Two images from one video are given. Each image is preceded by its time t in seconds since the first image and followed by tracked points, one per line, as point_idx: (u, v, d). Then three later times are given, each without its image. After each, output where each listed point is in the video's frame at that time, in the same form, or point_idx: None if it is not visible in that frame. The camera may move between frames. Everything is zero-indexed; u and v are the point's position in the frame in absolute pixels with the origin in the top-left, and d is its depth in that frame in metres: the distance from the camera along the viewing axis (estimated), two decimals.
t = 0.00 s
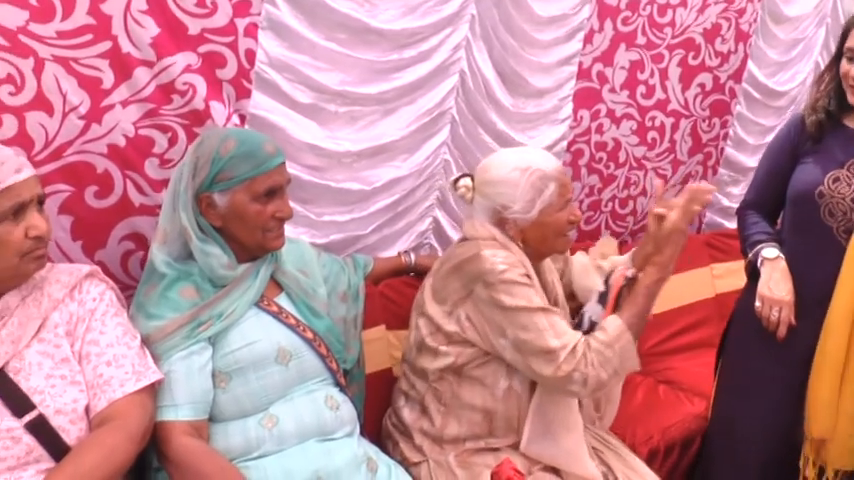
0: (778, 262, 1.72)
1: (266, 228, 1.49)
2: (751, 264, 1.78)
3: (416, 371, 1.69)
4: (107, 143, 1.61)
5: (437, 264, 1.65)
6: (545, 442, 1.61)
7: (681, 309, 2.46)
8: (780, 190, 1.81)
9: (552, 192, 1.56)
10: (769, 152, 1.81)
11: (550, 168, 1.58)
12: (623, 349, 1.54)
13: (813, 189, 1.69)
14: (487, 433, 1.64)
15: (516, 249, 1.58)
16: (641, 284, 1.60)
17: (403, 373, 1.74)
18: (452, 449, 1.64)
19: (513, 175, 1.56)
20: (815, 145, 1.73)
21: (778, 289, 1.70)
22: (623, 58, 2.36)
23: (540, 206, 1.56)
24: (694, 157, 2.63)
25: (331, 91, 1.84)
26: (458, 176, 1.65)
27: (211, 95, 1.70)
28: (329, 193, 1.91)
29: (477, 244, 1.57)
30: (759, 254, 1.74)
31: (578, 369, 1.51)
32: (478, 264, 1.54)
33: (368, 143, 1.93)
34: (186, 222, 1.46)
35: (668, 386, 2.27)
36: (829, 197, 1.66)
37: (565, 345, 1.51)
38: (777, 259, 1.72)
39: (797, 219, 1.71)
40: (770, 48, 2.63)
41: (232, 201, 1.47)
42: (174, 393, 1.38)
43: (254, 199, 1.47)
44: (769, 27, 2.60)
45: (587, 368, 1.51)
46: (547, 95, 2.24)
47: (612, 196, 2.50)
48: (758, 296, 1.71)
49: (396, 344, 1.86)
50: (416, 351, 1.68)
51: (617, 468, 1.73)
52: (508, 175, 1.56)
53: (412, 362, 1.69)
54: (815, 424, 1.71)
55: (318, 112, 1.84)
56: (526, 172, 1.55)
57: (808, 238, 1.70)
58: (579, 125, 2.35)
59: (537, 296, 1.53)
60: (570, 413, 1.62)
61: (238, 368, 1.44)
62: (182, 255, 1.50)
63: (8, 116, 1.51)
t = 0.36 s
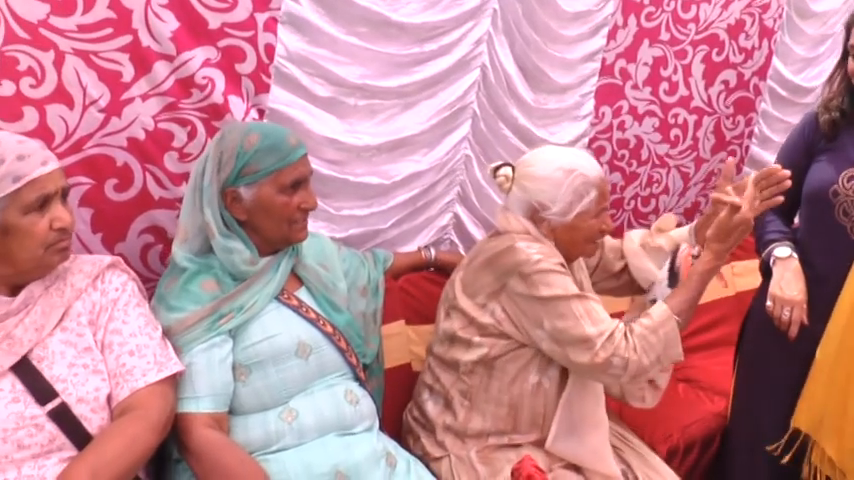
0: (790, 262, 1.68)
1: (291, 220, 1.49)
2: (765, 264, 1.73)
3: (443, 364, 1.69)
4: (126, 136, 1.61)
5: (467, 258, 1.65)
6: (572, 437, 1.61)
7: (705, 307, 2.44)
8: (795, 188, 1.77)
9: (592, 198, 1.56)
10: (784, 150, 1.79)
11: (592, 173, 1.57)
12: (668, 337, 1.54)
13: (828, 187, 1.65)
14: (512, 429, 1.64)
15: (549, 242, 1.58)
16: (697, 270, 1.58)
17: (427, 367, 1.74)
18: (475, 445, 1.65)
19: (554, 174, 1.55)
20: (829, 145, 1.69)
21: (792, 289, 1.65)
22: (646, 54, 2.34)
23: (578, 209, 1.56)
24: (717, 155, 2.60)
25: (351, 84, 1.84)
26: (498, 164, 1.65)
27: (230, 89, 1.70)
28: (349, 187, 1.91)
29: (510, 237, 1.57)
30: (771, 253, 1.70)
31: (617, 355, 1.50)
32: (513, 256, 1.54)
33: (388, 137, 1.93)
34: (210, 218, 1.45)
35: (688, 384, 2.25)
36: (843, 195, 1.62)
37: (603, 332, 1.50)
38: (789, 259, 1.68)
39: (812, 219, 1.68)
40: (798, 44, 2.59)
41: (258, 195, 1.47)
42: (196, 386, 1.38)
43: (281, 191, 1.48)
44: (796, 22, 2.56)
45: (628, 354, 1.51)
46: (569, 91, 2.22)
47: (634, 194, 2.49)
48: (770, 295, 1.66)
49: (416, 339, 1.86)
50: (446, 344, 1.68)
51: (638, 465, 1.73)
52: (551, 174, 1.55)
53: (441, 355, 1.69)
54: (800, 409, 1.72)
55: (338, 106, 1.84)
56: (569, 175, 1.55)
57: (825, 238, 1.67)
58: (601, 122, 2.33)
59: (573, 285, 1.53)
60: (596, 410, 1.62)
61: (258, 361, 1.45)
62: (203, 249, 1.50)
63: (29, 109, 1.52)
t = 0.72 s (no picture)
0: (804, 262, 1.64)
1: (313, 216, 1.50)
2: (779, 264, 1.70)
3: (459, 361, 1.69)
4: (146, 133, 1.62)
5: (483, 255, 1.65)
6: (589, 439, 1.59)
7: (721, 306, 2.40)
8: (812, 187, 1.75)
9: (606, 189, 1.55)
10: (802, 150, 1.77)
11: (606, 165, 1.56)
12: (682, 344, 1.51)
13: (845, 187, 1.61)
14: (528, 427, 1.64)
15: (565, 239, 1.57)
16: (716, 278, 1.54)
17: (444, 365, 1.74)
18: (490, 442, 1.65)
19: (567, 167, 1.55)
20: (844, 142, 1.66)
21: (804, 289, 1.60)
22: (669, 52, 2.32)
23: (592, 201, 1.54)
24: (738, 153, 2.58)
25: (371, 81, 1.84)
26: (512, 161, 1.64)
27: (249, 86, 1.70)
28: (367, 184, 1.91)
29: (525, 233, 1.56)
30: (786, 254, 1.67)
31: (627, 357, 1.49)
32: (527, 253, 1.54)
33: (407, 134, 1.93)
34: (233, 214, 1.46)
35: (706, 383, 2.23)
36: None
37: (614, 334, 1.49)
38: (803, 259, 1.64)
39: (832, 219, 1.63)
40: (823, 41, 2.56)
41: (281, 190, 1.47)
42: (216, 380, 1.39)
43: (303, 188, 1.48)
44: (821, 19, 2.53)
45: (639, 358, 1.49)
46: (592, 88, 2.21)
47: (656, 193, 2.47)
48: (783, 295, 1.62)
49: (434, 335, 1.86)
50: (462, 342, 1.67)
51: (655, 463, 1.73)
52: (564, 167, 1.55)
53: (456, 352, 1.69)
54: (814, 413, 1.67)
55: (357, 103, 1.84)
56: (582, 167, 1.54)
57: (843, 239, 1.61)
58: (625, 120, 2.32)
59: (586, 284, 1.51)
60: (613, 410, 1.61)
61: (278, 356, 1.45)
62: (224, 244, 1.51)
63: (52, 105, 1.53)
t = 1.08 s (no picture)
0: (794, 282, 1.66)
1: (332, 212, 1.50)
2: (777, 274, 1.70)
3: (474, 358, 1.68)
4: (165, 129, 1.62)
5: (496, 251, 1.64)
6: (606, 438, 1.58)
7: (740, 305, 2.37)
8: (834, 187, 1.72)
9: (623, 191, 1.54)
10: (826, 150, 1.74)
11: (624, 166, 1.56)
12: (692, 346, 1.50)
13: None
14: (544, 424, 1.63)
15: (576, 235, 1.55)
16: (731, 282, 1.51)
17: (459, 361, 1.74)
18: (506, 440, 1.64)
19: (585, 167, 1.54)
20: None
21: (792, 310, 1.64)
22: (693, 49, 2.30)
23: (609, 203, 1.54)
24: (761, 150, 2.56)
25: (388, 77, 1.83)
26: (529, 157, 1.63)
27: (268, 82, 1.70)
28: (385, 181, 1.90)
29: (539, 230, 1.55)
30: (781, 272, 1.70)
31: (635, 358, 1.48)
32: (539, 250, 1.52)
33: (425, 130, 1.92)
34: (251, 209, 1.45)
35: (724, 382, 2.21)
36: None
37: (625, 333, 1.48)
38: (794, 279, 1.67)
39: None
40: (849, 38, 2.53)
41: (300, 186, 1.47)
42: (234, 374, 1.39)
43: (323, 183, 1.48)
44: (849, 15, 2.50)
45: (649, 358, 1.48)
46: (615, 86, 2.20)
47: (677, 192, 2.45)
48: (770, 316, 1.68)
49: (451, 331, 1.85)
50: (476, 339, 1.67)
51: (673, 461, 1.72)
52: (582, 167, 1.54)
53: (471, 349, 1.68)
54: (831, 396, 1.59)
55: (375, 99, 1.84)
56: (600, 168, 1.53)
57: None
58: (648, 118, 2.30)
59: (598, 282, 1.50)
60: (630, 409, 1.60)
61: (297, 350, 1.45)
62: (243, 238, 1.51)
63: (70, 101, 1.53)
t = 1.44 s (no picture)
0: (809, 300, 1.64)
1: (348, 209, 1.49)
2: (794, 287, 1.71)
3: (487, 357, 1.68)
4: (185, 126, 1.63)
5: (511, 249, 1.64)
6: (621, 439, 1.58)
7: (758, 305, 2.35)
8: None
9: (637, 187, 1.53)
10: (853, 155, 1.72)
11: (638, 161, 1.54)
12: (685, 364, 1.44)
13: None
14: (558, 424, 1.61)
15: (589, 236, 1.54)
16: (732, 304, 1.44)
17: (475, 359, 1.73)
18: (521, 439, 1.63)
19: (598, 163, 1.52)
20: None
21: (804, 324, 1.64)
22: (714, 48, 2.28)
23: (622, 199, 1.52)
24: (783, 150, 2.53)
25: (407, 76, 1.83)
26: (544, 155, 1.62)
27: (287, 80, 1.70)
28: (403, 179, 1.90)
29: (551, 229, 1.55)
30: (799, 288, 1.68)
31: (625, 369, 1.45)
32: (549, 249, 1.52)
33: (443, 129, 1.92)
34: (268, 204, 1.46)
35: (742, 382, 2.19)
36: None
37: (620, 343, 1.45)
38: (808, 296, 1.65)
39: None
40: None
41: (317, 183, 1.47)
42: (253, 370, 1.39)
43: (340, 181, 1.48)
44: None
45: (641, 371, 1.45)
46: (632, 85, 2.18)
47: (694, 191, 2.44)
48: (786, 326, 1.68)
49: (467, 329, 1.85)
50: (488, 336, 1.67)
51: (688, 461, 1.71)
52: (595, 163, 1.52)
53: (485, 347, 1.68)
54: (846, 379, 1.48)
55: (393, 97, 1.83)
56: (614, 164, 1.52)
57: None
58: (664, 117, 2.28)
59: (602, 288, 1.48)
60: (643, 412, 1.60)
61: (315, 346, 1.45)
62: (262, 234, 1.51)
63: (91, 98, 1.54)
